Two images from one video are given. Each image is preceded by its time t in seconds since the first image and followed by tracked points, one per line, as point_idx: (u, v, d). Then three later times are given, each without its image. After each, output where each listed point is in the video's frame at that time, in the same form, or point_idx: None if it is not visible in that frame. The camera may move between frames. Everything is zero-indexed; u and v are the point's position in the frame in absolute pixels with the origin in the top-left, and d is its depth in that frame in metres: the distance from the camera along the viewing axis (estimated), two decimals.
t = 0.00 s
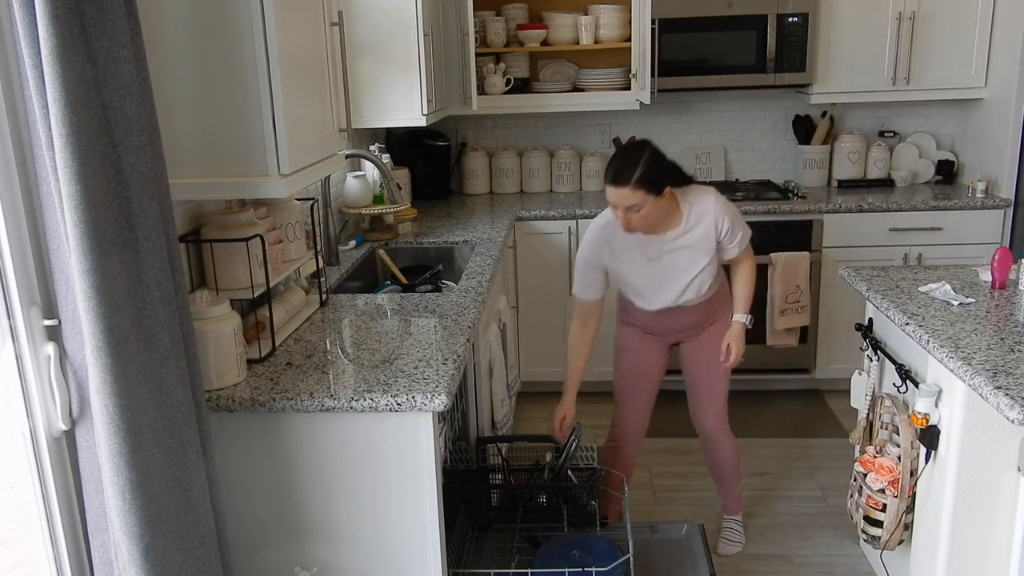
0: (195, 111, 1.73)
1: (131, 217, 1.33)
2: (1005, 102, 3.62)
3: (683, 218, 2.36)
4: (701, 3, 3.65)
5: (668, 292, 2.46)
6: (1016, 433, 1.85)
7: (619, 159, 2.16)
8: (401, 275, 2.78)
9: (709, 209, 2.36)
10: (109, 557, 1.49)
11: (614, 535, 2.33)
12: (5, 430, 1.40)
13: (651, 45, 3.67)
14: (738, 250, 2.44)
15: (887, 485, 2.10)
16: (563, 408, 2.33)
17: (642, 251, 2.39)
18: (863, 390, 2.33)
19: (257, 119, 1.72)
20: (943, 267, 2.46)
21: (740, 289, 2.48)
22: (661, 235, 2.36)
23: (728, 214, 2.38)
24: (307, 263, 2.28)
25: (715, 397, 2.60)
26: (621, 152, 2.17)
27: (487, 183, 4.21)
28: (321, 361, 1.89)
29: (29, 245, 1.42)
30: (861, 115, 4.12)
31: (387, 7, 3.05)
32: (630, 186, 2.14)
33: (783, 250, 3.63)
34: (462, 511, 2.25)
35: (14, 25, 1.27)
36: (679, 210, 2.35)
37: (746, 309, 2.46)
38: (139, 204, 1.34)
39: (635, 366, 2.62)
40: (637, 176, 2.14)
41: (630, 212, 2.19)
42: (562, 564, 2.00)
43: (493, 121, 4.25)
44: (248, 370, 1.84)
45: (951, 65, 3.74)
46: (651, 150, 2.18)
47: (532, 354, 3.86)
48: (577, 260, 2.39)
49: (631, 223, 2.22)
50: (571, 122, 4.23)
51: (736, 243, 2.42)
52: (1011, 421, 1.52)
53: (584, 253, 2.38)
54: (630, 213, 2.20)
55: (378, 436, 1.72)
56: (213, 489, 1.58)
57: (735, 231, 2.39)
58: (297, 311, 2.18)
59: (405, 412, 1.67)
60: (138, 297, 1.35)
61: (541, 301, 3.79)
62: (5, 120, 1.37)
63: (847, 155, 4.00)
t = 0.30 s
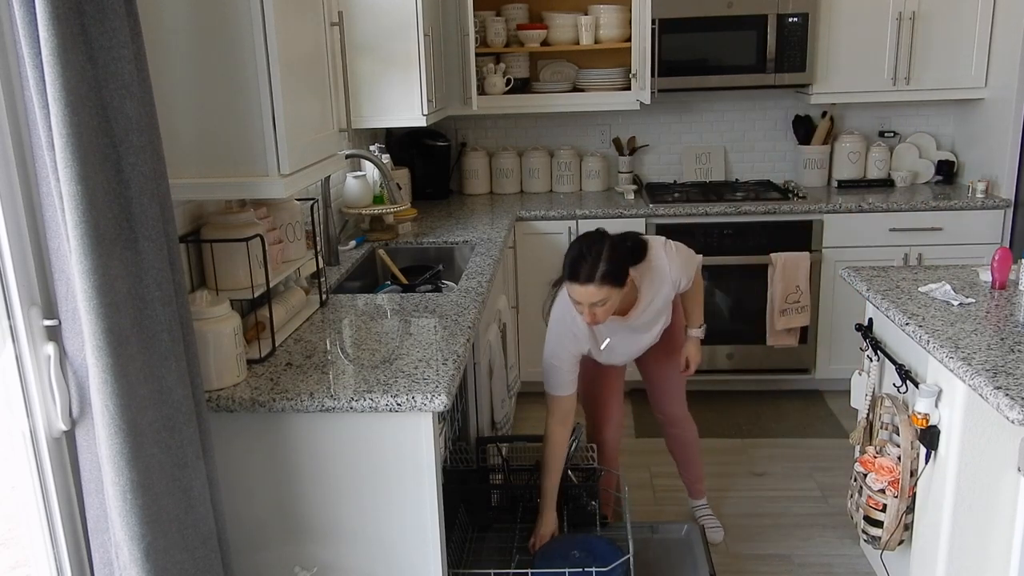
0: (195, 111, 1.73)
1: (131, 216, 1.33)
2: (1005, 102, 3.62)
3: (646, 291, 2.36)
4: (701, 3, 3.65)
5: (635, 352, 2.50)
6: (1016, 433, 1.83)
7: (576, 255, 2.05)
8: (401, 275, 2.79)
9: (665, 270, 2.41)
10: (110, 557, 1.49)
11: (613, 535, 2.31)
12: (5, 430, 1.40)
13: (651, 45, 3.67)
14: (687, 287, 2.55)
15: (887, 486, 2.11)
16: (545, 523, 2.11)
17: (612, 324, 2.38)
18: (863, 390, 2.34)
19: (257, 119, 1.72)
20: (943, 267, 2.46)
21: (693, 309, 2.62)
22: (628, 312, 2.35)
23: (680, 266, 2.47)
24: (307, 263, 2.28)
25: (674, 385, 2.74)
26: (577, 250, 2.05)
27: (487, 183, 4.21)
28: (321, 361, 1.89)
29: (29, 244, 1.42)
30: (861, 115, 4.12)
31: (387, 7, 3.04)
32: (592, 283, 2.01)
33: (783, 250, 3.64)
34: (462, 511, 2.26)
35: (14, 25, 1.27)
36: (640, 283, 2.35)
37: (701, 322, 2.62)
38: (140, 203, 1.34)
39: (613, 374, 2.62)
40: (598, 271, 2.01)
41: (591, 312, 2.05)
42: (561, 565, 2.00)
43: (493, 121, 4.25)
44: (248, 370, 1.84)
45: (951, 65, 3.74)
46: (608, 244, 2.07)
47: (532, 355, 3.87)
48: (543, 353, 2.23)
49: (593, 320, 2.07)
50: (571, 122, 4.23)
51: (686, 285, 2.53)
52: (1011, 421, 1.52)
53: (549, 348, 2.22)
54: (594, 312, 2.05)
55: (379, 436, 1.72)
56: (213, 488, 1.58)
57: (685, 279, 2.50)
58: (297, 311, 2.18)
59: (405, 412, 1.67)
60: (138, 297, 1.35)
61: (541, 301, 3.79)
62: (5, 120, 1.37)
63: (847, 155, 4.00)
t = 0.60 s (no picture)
0: (195, 111, 1.73)
1: (131, 216, 1.33)
2: (1005, 102, 3.62)
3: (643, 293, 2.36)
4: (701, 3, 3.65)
5: (628, 349, 2.52)
6: (1015, 434, 1.81)
7: (575, 265, 2.01)
8: (401, 275, 2.79)
9: (660, 269, 2.41)
10: (110, 557, 1.49)
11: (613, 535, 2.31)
12: (5, 430, 1.40)
13: (651, 45, 3.67)
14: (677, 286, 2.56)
15: (887, 486, 2.11)
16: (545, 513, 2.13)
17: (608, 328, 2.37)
18: (863, 390, 2.34)
19: (257, 119, 1.72)
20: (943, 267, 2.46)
21: (678, 306, 2.67)
22: (625, 314, 2.35)
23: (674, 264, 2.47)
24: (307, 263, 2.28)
25: (658, 381, 2.78)
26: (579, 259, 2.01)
27: (487, 183, 4.21)
28: (321, 361, 1.89)
29: (29, 245, 1.42)
30: (861, 115, 4.12)
31: (387, 7, 3.04)
32: (593, 298, 1.98)
33: (783, 250, 3.64)
34: (462, 511, 2.26)
35: (14, 25, 1.27)
36: (637, 283, 2.35)
37: (685, 318, 2.68)
38: (140, 203, 1.34)
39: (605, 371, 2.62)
40: (601, 287, 1.98)
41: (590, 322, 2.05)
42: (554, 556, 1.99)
43: (493, 121, 4.25)
44: (248, 370, 1.84)
45: (951, 65, 3.74)
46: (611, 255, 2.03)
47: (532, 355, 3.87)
48: (539, 355, 2.23)
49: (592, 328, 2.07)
50: (571, 122, 4.23)
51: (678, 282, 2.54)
52: (1011, 421, 1.52)
53: (545, 352, 2.21)
54: (594, 321, 2.05)
55: (379, 436, 1.72)
56: (213, 488, 1.58)
57: (678, 277, 2.50)
58: (297, 311, 2.18)
59: (405, 412, 1.67)
60: (138, 297, 1.35)
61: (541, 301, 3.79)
62: (5, 120, 1.37)
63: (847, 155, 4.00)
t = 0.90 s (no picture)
0: (195, 111, 1.73)
1: (131, 216, 1.33)
2: (1005, 102, 3.62)
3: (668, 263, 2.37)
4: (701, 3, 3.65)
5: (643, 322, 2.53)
6: (1015, 434, 1.82)
7: (609, 216, 2.07)
8: (401, 275, 2.79)
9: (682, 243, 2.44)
10: (110, 557, 1.49)
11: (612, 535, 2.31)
12: (5, 430, 1.40)
13: (651, 45, 3.67)
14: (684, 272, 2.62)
15: (887, 485, 2.11)
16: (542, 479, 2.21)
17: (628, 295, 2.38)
18: (863, 390, 2.34)
19: (257, 119, 1.72)
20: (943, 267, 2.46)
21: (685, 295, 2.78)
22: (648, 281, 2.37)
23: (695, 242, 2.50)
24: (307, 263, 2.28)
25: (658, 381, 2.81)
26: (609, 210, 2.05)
27: (487, 183, 4.21)
28: (321, 361, 1.89)
29: (29, 245, 1.42)
30: (861, 114, 4.12)
31: (387, 7, 3.04)
32: (625, 248, 2.04)
33: (783, 250, 3.64)
34: (462, 510, 2.26)
35: (14, 25, 1.27)
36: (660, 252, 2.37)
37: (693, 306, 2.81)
38: (140, 203, 1.34)
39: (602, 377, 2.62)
40: (632, 237, 2.03)
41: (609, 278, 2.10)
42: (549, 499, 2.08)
43: (493, 121, 4.25)
44: (248, 370, 1.84)
45: (951, 65, 3.74)
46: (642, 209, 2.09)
47: (532, 355, 3.86)
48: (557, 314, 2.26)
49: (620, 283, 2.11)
50: (571, 122, 4.23)
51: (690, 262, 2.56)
52: (1011, 421, 1.52)
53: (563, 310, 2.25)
54: (622, 276, 2.09)
55: (379, 436, 1.72)
56: (214, 488, 1.58)
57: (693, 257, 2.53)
58: (297, 311, 2.18)
59: (405, 412, 1.67)
60: (138, 297, 1.35)
61: (541, 301, 3.79)
62: (5, 120, 1.37)
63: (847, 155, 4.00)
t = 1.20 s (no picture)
0: (195, 112, 1.73)
1: (131, 216, 1.33)
2: (1004, 102, 3.62)
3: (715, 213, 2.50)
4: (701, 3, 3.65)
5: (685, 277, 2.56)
6: (1015, 434, 1.82)
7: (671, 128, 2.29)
8: (401, 275, 2.79)
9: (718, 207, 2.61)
10: (109, 557, 1.49)
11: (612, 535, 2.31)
12: (5, 430, 1.40)
13: (651, 45, 3.67)
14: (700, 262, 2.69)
15: (887, 485, 2.11)
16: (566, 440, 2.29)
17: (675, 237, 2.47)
18: (863, 390, 2.34)
19: (257, 120, 1.72)
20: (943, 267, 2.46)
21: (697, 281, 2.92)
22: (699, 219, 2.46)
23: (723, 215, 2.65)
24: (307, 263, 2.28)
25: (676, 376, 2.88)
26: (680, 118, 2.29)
27: (487, 183, 4.21)
28: (321, 361, 1.89)
29: (29, 245, 1.42)
30: (861, 115, 4.12)
31: (387, 7, 3.04)
32: (695, 148, 2.24)
33: (783, 250, 3.64)
34: (462, 511, 2.24)
35: (14, 26, 1.27)
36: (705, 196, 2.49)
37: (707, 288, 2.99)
38: (140, 203, 1.34)
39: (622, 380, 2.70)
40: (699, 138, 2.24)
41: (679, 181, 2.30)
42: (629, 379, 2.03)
43: (493, 121, 4.26)
44: (248, 370, 1.84)
45: (951, 65, 3.74)
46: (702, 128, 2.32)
47: (532, 355, 3.86)
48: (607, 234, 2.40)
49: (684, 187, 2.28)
50: (571, 122, 4.23)
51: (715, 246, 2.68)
52: (1011, 421, 1.52)
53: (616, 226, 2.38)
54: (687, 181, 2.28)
55: (379, 436, 1.72)
56: (214, 488, 1.58)
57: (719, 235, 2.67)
58: (297, 311, 2.18)
59: (405, 412, 1.67)
60: (138, 297, 1.35)
61: (541, 301, 3.79)
62: (5, 120, 1.37)
63: (847, 155, 4.00)
